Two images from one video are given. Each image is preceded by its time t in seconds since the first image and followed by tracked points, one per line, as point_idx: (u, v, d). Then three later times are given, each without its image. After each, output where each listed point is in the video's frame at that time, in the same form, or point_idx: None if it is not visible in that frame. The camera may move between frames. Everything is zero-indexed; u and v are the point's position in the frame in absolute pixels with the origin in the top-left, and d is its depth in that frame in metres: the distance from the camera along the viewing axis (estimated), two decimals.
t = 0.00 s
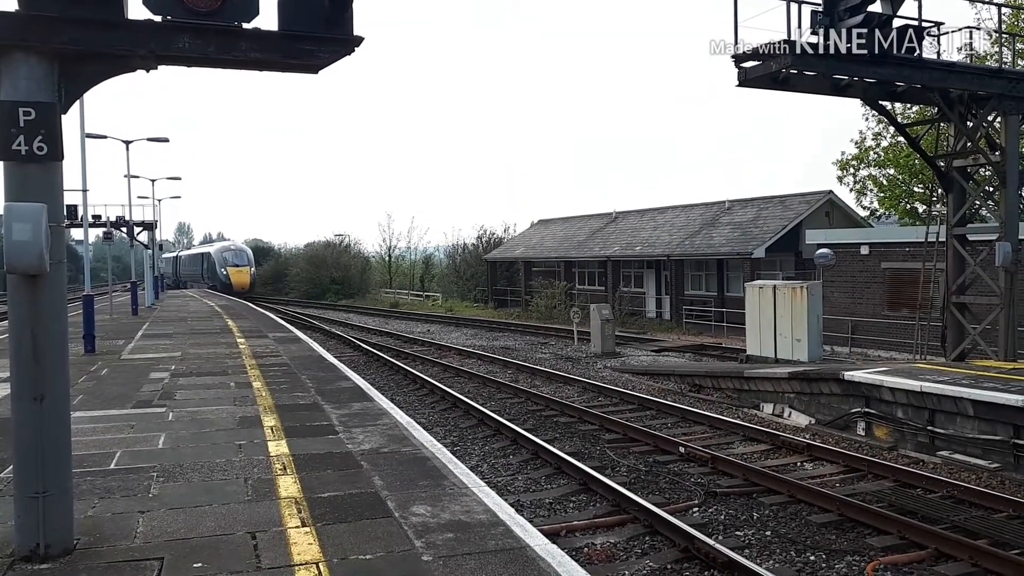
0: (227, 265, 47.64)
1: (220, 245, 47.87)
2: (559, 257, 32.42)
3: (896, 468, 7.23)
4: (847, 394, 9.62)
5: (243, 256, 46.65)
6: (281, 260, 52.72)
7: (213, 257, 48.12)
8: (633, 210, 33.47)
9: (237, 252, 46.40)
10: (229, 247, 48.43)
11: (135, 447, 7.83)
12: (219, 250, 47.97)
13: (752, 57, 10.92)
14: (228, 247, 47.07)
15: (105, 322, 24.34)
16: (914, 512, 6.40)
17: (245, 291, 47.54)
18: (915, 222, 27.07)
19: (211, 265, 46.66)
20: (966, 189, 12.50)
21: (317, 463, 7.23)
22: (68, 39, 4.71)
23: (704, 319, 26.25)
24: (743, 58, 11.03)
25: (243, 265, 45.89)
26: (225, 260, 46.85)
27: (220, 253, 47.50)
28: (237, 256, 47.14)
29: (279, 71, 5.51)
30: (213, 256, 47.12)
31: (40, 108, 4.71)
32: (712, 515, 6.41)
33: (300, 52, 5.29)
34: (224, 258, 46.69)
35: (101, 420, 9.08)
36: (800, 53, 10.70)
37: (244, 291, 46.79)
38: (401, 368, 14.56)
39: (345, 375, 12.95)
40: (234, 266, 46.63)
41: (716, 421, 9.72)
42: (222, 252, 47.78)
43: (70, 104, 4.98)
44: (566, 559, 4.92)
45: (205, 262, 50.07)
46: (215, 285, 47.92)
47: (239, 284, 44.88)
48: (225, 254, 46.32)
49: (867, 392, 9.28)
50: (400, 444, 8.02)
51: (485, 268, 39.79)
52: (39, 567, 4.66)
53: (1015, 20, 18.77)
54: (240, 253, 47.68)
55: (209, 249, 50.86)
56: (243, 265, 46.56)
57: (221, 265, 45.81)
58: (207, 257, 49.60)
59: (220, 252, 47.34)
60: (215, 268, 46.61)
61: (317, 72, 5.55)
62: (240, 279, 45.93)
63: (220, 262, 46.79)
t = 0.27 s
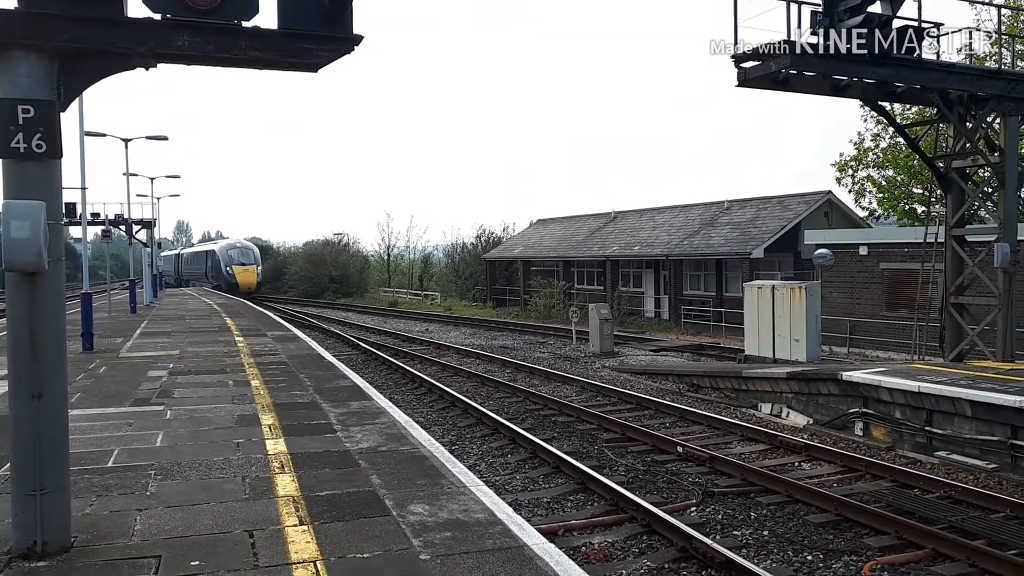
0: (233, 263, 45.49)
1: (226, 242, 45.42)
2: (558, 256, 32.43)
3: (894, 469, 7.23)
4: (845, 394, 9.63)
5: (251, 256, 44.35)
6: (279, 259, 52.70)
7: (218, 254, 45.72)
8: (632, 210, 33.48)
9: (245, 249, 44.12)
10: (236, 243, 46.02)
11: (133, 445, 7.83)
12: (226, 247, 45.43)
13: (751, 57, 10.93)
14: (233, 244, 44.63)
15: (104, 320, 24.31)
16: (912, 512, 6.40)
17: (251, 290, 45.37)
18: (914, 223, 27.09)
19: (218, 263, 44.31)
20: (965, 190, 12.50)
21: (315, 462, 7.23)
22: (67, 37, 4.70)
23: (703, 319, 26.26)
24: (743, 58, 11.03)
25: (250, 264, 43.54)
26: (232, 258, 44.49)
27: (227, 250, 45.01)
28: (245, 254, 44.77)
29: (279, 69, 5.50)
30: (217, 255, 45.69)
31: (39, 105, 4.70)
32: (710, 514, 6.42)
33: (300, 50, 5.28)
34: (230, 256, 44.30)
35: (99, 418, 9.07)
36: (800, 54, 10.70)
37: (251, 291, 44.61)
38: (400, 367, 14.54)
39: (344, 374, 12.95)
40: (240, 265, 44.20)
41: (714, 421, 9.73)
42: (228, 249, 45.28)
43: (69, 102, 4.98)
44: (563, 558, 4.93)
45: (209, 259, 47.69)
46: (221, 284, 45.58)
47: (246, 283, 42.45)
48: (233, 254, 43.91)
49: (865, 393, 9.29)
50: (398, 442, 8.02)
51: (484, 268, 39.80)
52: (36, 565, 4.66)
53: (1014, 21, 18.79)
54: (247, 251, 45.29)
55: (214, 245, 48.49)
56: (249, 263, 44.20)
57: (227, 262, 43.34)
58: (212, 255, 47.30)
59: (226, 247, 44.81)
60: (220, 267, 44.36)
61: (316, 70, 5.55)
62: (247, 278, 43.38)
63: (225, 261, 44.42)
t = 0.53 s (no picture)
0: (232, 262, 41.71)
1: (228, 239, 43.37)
2: (554, 256, 32.42)
3: (890, 469, 7.25)
4: (840, 395, 9.65)
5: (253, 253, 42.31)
6: (275, 258, 52.59)
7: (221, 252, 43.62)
8: (628, 210, 33.50)
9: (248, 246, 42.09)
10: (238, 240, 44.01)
11: (127, 445, 7.80)
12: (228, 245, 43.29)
13: (748, 58, 10.93)
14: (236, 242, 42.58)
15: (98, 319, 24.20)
16: (906, 512, 6.42)
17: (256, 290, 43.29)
18: (909, 224, 27.16)
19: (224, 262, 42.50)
20: (960, 191, 12.54)
21: (311, 462, 7.22)
22: (62, 34, 4.68)
23: (699, 319, 26.27)
24: (739, 59, 11.04)
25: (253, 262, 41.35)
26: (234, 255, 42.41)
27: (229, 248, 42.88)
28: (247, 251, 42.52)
29: (275, 68, 5.49)
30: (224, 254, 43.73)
31: (34, 103, 4.68)
32: (705, 515, 6.42)
33: (296, 49, 5.27)
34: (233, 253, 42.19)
35: (93, 417, 9.04)
36: (796, 54, 10.72)
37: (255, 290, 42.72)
38: (396, 367, 14.51)
39: (339, 373, 12.93)
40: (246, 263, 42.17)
41: (709, 422, 9.74)
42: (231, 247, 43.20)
43: (64, 100, 4.96)
44: (559, 558, 4.92)
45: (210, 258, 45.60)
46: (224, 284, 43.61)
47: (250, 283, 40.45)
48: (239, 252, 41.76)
49: (860, 394, 9.31)
50: (393, 442, 8.01)
51: (480, 267, 39.78)
52: (30, 565, 4.64)
53: (1009, 23, 18.85)
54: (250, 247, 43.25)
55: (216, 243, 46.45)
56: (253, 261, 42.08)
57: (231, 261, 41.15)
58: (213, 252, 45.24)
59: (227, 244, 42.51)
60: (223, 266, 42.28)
61: (312, 69, 5.54)
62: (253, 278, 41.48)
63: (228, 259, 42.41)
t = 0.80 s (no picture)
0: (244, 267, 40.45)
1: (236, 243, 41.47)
2: (553, 262, 32.44)
3: (889, 477, 7.24)
4: (839, 401, 9.65)
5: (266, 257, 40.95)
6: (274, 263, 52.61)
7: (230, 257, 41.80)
8: (627, 216, 33.53)
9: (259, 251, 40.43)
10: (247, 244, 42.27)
11: (126, 450, 7.79)
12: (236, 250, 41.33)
13: (747, 65, 10.95)
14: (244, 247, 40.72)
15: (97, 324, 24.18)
16: (906, 520, 6.41)
17: (265, 297, 41.42)
18: (908, 231, 27.19)
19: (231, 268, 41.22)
20: (959, 198, 12.56)
21: (308, 468, 7.21)
22: (63, 40, 4.69)
23: (698, 325, 26.27)
24: (738, 66, 11.07)
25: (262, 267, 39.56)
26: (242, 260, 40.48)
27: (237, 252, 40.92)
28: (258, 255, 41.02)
29: (275, 74, 5.50)
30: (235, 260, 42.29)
31: (34, 108, 4.69)
32: (704, 522, 6.40)
33: (297, 55, 5.28)
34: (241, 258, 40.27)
35: (91, 423, 9.03)
36: (795, 61, 10.74)
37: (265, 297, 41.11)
38: (395, 373, 14.50)
39: (338, 379, 12.91)
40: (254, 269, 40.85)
41: (708, 428, 9.73)
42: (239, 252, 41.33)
43: (64, 106, 4.97)
44: (558, 565, 4.91)
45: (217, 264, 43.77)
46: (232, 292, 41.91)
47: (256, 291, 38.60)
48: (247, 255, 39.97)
49: (859, 400, 9.30)
50: (392, 448, 8.00)
51: (479, 273, 39.80)
52: (27, 571, 4.62)
53: (1007, 31, 18.92)
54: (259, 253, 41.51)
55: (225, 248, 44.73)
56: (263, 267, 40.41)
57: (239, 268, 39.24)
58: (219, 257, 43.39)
59: (236, 250, 40.51)
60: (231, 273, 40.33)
61: (313, 75, 5.55)
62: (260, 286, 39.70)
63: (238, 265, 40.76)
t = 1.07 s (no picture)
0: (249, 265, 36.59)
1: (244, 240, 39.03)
2: (550, 261, 32.43)
3: (885, 475, 7.25)
4: (835, 400, 9.67)
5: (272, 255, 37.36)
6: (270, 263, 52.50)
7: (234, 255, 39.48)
8: (624, 215, 33.54)
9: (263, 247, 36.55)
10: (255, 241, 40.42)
11: (122, 450, 7.77)
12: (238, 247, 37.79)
13: (743, 64, 10.95)
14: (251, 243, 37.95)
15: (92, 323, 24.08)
16: (901, 518, 6.42)
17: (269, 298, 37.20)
18: (904, 230, 27.25)
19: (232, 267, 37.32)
20: (954, 197, 12.59)
21: (305, 467, 7.20)
22: (58, 38, 4.67)
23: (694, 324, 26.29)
24: (734, 65, 11.07)
25: (267, 267, 37.07)
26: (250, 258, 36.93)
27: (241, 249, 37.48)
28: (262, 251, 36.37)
29: (271, 72, 5.49)
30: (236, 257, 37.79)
31: (29, 107, 4.68)
32: (701, 520, 6.41)
33: (292, 54, 5.27)
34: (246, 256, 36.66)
35: (86, 423, 9.00)
36: (791, 60, 10.75)
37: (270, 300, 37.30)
38: (391, 372, 14.47)
39: (334, 378, 12.89)
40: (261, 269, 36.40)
41: (705, 427, 9.74)
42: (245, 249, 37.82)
43: (59, 104, 4.95)
44: (555, 564, 4.91)
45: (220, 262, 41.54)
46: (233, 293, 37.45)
47: (265, 293, 35.45)
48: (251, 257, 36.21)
49: (855, 399, 9.32)
50: (388, 448, 7.99)
51: (476, 272, 39.78)
52: (23, 571, 4.61)
53: (1002, 30, 18.96)
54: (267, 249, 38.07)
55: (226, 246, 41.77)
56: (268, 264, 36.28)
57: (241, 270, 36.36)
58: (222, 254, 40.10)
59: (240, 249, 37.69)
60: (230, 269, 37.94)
61: (308, 73, 5.54)
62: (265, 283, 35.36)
63: (239, 263, 36.65)
